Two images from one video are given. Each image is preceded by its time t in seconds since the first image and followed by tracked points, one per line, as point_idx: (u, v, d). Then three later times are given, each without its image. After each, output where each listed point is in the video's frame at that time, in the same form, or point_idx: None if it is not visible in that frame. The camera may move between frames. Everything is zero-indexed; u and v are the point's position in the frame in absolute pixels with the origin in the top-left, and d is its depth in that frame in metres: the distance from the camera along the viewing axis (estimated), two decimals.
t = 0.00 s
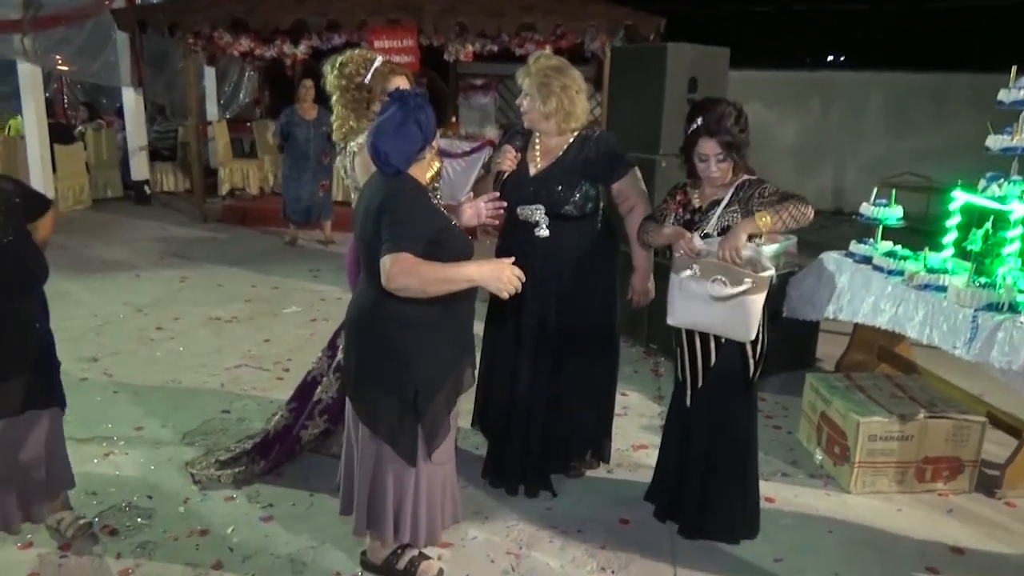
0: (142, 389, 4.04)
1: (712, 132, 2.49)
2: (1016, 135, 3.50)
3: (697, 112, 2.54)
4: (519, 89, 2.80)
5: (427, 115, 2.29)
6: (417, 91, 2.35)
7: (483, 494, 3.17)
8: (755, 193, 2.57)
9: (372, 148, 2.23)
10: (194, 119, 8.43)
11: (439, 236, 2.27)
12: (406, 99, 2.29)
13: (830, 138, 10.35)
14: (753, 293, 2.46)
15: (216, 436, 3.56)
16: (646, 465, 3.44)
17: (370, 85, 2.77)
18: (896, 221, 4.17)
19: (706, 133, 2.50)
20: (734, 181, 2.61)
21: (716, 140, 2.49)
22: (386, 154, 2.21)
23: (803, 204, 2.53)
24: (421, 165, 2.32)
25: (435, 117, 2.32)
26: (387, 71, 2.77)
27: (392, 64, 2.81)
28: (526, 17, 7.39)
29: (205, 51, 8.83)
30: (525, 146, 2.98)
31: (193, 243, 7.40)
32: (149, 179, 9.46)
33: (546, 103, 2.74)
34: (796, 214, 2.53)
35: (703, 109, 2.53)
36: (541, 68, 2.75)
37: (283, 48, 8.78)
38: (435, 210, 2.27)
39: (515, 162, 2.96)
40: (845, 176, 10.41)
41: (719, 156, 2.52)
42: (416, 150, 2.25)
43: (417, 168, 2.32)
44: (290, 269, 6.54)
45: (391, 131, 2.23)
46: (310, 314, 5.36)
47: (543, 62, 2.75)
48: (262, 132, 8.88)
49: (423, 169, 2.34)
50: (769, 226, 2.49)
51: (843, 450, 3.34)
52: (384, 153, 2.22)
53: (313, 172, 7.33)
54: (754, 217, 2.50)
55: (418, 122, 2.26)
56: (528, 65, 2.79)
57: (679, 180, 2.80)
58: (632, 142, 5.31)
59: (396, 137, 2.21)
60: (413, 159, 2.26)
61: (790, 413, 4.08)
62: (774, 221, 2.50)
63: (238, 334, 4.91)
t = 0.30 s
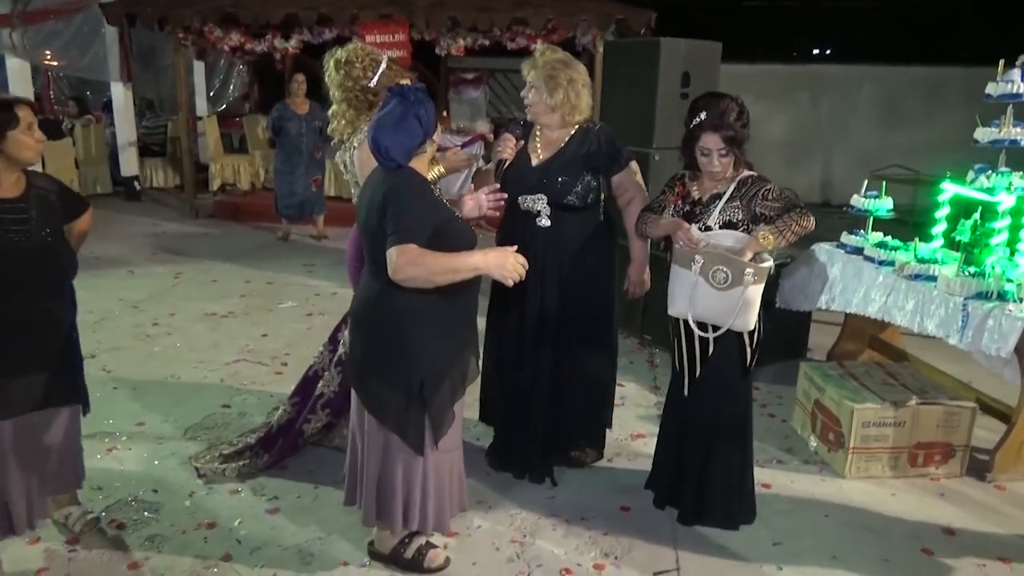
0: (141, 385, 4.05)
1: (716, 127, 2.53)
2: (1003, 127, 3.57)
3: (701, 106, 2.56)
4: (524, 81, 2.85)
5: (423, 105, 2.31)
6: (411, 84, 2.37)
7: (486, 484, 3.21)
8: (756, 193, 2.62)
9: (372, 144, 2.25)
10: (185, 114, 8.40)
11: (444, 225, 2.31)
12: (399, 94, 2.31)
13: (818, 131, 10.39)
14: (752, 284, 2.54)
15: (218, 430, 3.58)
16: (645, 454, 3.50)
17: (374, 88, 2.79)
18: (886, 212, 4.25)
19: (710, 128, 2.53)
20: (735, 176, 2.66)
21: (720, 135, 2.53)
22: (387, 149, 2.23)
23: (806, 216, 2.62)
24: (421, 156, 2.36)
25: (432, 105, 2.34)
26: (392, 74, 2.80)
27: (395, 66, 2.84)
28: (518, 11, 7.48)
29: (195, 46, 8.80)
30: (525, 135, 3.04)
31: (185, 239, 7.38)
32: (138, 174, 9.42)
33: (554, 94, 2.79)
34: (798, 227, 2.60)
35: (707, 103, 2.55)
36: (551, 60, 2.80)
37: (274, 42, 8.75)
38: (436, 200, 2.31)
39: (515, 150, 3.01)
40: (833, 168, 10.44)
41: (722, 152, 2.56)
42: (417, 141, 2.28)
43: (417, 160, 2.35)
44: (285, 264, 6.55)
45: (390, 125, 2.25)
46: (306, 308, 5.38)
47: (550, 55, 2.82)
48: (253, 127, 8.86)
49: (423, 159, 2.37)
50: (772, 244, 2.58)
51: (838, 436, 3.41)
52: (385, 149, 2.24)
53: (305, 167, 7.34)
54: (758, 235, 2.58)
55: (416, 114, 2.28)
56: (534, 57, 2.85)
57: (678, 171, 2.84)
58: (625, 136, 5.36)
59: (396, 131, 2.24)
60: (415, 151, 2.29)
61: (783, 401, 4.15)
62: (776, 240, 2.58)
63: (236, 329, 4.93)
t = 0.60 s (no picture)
0: (144, 383, 4.04)
1: (721, 116, 2.58)
2: (993, 113, 3.63)
3: (705, 97, 2.62)
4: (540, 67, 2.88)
5: (409, 90, 2.26)
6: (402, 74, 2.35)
7: (493, 473, 3.25)
8: (758, 180, 2.67)
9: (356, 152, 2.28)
10: (173, 113, 8.35)
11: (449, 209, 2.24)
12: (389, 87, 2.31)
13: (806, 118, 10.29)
14: (760, 270, 2.62)
15: (224, 427, 3.59)
16: (648, 441, 3.55)
17: (376, 77, 2.80)
18: (879, 199, 4.31)
19: (715, 117, 2.58)
20: (738, 166, 2.70)
21: (725, 124, 2.58)
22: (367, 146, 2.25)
23: (806, 202, 2.65)
24: (420, 148, 2.31)
25: (425, 87, 2.28)
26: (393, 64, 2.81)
27: (396, 58, 2.85)
28: (506, 6, 7.56)
29: (181, 45, 8.75)
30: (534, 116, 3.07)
31: (177, 239, 7.36)
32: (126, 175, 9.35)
33: (574, 82, 2.86)
34: (797, 215, 2.64)
35: (712, 93, 2.61)
36: (569, 49, 2.86)
37: (262, 40, 8.71)
38: (436, 187, 2.26)
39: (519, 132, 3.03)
40: (819, 159, 10.42)
41: (727, 140, 2.61)
42: (395, 130, 2.24)
43: (415, 151, 2.31)
44: (279, 262, 6.54)
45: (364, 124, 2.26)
46: (304, 305, 5.39)
47: (566, 45, 2.87)
48: (242, 126, 8.83)
49: (425, 151, 2.32)
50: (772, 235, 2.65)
51: (837, 420, 3.46)
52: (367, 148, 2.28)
53: (297, 164, 7.33)
54: (761, 226, 2.65)
55: (395, 102, 2.24)
56: (551, 47, 2.90)
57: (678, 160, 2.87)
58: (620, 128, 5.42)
59: (368, 130, 2.24)
60: (399, 141, 2.26)
61: (781, 387, 4.21)
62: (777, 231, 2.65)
63: (234, 326, 4.93)
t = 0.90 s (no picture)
0: (135, 386, 4.02)
1: (712, 113, 2.62)
2: (976, 110, 3.70)
3: (696, 94, 2.67)
4: (549, 62, 2.94)
5: (394, 90, 2.28)
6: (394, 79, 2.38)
7: (489, 471, 3.27)
8: (749, 176, 2.71)
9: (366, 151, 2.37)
10: (156, 114, 8.29)
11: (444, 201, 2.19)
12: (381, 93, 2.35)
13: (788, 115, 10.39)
14: (748, 267, 2.67)
15: (217, 428, 3.58)
16: (642, 437, 3.59)
17: (367, 76, 2.82)
18: (864, 195, 4.37)
19: (707, 114, 2.63)
20: (729, 162, 2.74)
21: (716, 121, 2.62)
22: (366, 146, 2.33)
23: (797, 196, 2.71)
24: (410, 146, 2.30)
25: (409, 85, 2.28)
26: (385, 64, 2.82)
27: (388, 58, 2.86)
28: (492, 5, 7.64)
29: (164, 45, 8.69)
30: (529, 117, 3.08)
31: (162, 240, 7.31)
32: (108, 177, 9.26)
33: (583, 80, 2.96)
34: (788, 210, 2.70)
35: (703, 91, 2.66)
36: (579, 47, 2.96)
37: (245, 40, 8.67)
38: (428, 184, 2.25)
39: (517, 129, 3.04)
40: (800, 155, 10.41)
41: (718, 137, 2.65)
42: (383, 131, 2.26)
43: (405, 150, 2.30)
44: (266, 263, 6.52)
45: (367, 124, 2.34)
46: (293, 305, 5.38)
47: (572, 42, 2.97)
48: (225, 126, 8.78)
49: (414, 150, 2.31)
50: (766, 227, 2.70)
51: (827, 413, 3.52)
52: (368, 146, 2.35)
53: (283, 164, 7.31)
54: (754, 219, 2.70)
55: (381, 105, 2.27)
56: (559, 43, 2.97)
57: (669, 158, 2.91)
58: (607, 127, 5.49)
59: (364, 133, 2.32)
60: (388, 141, 2.29)
61: (770, 382, 4.27)
62: (770, 222, 2.70)
63: (224, 328, 4.92)
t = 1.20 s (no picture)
0: (106, 405, 3.97)
1: (686, 122, 2.68)
2: (937, 116, 3.78)
3: (669, 104, 2.72)
4: (527, 74, 2.97)
5: (367, 103, 2.29)
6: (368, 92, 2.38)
7: (467, 482, 3.27)
8: (723, 184, 2.78)
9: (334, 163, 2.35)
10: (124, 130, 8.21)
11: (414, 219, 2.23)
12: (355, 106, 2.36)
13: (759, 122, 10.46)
14: (724, 272, 2.70)
15: (192, 446, 3.54)
16: (619, 444, 3.61)
17: (339, 91, 2.82)
18: (831, 201, 4.45)
19: (681, 123, 2.68)
20: (702, 170, 2.80)
21: (691, 129, 2.68)
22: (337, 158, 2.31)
23: (772, 201, 2.79)
24: (385, 158, 2.31)
25: (382, 98, 2.28)
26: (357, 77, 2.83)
27: (358, 71, 2.87)
28: (462, 18, 7.69)
29: (131, 61, 8.62)
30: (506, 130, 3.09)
31: (132, 258, 7.22)
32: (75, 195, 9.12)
33: (560, 90, 3.02)
34: (765, 212, 2.77)
35: (676, 100, 2.71)
36: (553, 56, 3.00)
37: (214, 55, 8.63)
38: (401, 197, 2.26)
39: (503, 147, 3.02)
40: (769, 164, 10.61)
41: (693, 146, 2.71)
42: (357, 145, 2.27)
43: (380, 162, 2.31)
44: (239, 279, 6.47)
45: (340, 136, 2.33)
46: (267, 320, 5.34)
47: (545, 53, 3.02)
48: (194, 141, 8.71)
49: (389, 162, 2.31)
50: (748, 222, 2.75)
51: (800, 416, 3.57)
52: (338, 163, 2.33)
53: (254, 179, 7.27)
54: (736, 214, 2.74)
55: (354, 118, 2.28)
56: (534, 53, 3.01)
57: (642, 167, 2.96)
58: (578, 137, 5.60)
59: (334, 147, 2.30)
60: (364, 154, 2.29)
61: (744, 386, 4.32)
62: (751, 216, 2.75)
63: (197, 344, 4.87)
